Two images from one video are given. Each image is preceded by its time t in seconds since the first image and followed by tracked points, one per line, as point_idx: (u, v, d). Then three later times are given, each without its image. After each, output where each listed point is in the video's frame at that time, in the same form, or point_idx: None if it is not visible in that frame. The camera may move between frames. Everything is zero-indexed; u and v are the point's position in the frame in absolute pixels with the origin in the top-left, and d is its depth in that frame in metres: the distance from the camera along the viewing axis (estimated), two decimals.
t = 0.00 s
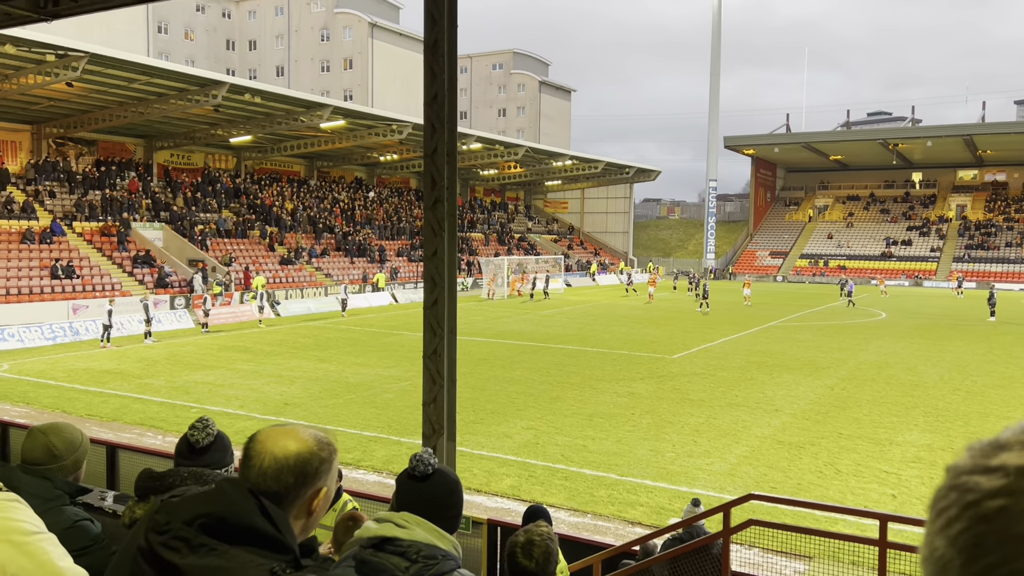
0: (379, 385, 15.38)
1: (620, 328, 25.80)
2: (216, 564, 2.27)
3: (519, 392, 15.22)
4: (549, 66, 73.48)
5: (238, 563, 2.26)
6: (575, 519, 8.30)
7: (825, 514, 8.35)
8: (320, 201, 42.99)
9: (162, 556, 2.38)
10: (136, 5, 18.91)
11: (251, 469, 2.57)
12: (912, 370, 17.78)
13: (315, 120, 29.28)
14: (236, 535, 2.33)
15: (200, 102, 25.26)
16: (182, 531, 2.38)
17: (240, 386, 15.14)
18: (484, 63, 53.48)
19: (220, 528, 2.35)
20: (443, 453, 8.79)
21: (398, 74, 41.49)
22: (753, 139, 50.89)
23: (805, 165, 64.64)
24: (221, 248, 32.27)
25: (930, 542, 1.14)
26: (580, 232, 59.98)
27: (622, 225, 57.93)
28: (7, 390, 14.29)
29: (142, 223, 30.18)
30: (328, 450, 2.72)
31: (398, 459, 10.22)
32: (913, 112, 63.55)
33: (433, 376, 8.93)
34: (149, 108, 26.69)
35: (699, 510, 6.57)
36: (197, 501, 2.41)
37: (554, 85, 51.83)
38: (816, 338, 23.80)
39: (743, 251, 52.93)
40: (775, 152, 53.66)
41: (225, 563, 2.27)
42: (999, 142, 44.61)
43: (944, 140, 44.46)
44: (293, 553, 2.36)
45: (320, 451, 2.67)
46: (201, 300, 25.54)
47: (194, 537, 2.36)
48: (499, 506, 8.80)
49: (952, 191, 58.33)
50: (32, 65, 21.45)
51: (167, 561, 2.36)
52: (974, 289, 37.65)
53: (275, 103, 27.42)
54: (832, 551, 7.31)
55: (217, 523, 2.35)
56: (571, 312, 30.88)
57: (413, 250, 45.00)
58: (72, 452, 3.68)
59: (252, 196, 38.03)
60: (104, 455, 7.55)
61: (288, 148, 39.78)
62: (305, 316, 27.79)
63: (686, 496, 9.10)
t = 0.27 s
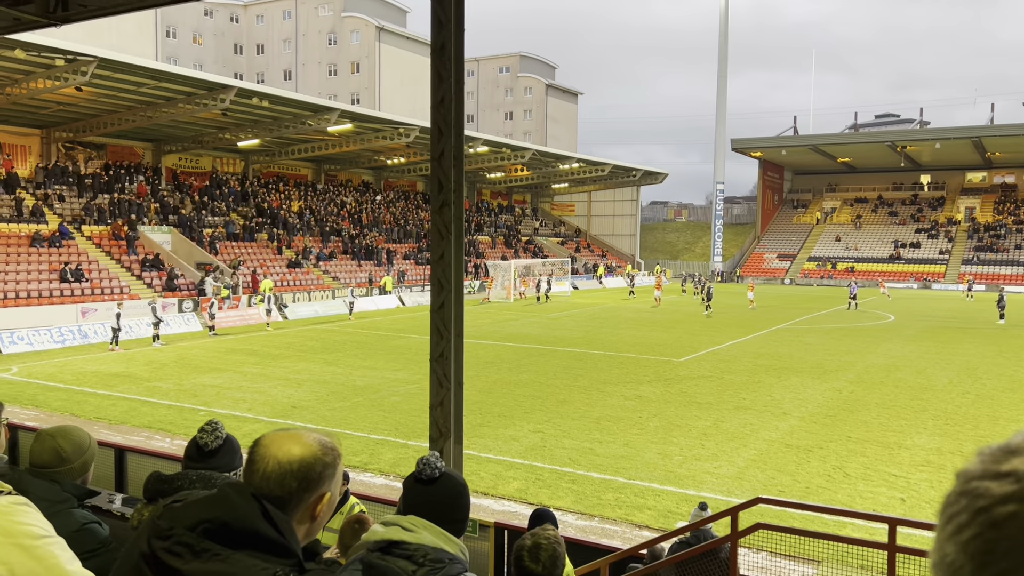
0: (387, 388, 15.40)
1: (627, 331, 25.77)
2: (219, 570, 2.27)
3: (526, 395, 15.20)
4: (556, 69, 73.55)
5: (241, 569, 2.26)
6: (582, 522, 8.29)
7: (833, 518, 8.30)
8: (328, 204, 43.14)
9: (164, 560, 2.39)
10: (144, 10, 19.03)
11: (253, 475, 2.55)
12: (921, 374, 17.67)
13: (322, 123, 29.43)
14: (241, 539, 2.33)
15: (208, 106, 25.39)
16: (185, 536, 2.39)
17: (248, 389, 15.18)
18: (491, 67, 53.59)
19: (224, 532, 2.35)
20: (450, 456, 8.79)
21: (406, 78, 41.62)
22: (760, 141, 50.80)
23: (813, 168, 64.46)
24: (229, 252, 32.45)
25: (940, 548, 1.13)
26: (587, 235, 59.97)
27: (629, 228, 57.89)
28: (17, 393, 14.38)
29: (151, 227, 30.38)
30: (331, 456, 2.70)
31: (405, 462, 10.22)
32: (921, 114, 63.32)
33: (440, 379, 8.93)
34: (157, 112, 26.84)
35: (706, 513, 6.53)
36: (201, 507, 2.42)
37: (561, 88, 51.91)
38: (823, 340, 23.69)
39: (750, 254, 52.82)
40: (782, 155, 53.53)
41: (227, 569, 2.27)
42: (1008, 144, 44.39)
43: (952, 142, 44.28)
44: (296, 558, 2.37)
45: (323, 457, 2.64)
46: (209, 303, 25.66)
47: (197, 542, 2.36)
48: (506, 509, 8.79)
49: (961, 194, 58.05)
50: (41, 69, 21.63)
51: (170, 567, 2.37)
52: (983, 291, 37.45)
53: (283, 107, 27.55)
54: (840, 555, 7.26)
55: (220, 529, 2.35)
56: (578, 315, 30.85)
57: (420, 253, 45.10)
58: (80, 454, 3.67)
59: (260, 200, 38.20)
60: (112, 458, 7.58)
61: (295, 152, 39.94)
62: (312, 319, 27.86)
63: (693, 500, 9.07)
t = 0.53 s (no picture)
0: (393, 393, 15.41)
1: (634, 336, 25.72)
2: None
3: (533, 399, 15.18)
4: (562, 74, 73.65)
5: None
6: (589, 527, 8.26)
7: (842, 523, 8.24)
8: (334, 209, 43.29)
9: (174, 565, 2.39)
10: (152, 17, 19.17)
11: (264, 480, 2.56)
12: (929, 378, 17.55)
13: (329, 129, 29.55)
14: (252, 546, 2.34)
15: (215, 112, 25.53)
16: (195, 542, 2.38)
17: (255, 394, 15.21)
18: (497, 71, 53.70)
19: (233, 538, 2.35)
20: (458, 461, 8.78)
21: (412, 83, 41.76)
22: (767, 145, 50.72)
23: (819, 171, 64.28)
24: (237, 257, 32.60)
25: (954, 554, 1.12)
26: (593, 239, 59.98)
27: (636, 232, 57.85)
28: (26, 398, 14.45)
29: (159, 232, 30.56)
30: (342, 462, 2.71)
31: (412, 466, 10.22)
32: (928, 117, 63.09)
33: (447, 383, 8.92)
34: (165, 118, 27.01)
35: (714, 518, 6.49)
36: (212, 512, 2.42)
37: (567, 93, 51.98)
38: (831, 344, 23.58)
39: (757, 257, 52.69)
40: (789, 159, 53.40)
41: None
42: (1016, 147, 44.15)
43: (960, 145, 44.06)
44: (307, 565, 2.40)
45: (334, 463, 2.65)
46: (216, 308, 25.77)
47: (207, 548, 2.35)
48: (513, 513, 8.78)
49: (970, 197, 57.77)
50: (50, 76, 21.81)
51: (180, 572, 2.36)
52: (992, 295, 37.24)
53: (290, 112, 27.68)
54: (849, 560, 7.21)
55: (230, 535, 2.35)
56: (585, 319, 30.81)
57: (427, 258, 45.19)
58: (88, 459, 3.69)
59: (267, 205, 38.38)
60: (120, 462, 7.61)
61: (303, 157, 40.10)
62: (319, 324, 27.92)
63: (701, 504, 9.02)
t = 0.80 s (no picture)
0: (401, 399, 15.41)
1: (641, 341, 25.65)
2: None
3: (541, 405, 15.16)
4: (568, 79, 73.71)
5: None
6: (598, 533, 8.22)
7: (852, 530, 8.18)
8: (342, 216, 43.43)
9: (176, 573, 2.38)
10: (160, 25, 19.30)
11: (260, 485, 2.55)
12: (939, 383, 17.41)
13: (336, 136, 29.69)
14: (250, 551, 2.32)
15: (224, 119, 25.68)
16: (196, 550, 2.37)
17: (263, 400, 15.24)
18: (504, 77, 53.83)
19: (233, 545, 2.34)
20: (466, 467, 8.76)
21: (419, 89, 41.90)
22: (774, 149, 50.61)
23: (827, 175, 64.16)
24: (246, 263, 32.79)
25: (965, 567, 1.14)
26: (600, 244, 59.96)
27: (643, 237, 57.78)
28: (35, 405, 14.53)
29: (168, 239, 30.71)
30: (338, 463, 2.69)
31: (420, 473, 10.21)
32: (936, 120, 62.79)
33: (455, 390, 8.93)
34: (173, 125, 27.17)
35: (723, 525, 6.45)
36: (211, 520, 2.42)
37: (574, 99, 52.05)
38: (840, 349, 23.45)
39: (765, 262, 52.52)
40: (796, 163, 53.22)
41: None
42: None
43: (969, 149, 43.83)
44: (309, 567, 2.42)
45: (329, 464, 2.64)
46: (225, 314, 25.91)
47: (207, 556, 2.35)
48: (521, 520, 8.75)
49: (979, 200, 57.43)
50: (60, 84, 21.97)
51: None
52: (1002, 299, 36.98)
53: (297, 119, 27.82)
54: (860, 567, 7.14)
55: (230, 541, 2.35)
56: (593, 325, 30.75)
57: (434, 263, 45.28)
58: (99, 467, 3.63)
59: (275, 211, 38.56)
60: (130, 469, 7.64)
61: (310, 164, 40.25)
62: (327, 330, 27.99)
63: (710, 510, 8.98)
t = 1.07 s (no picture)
0: (407, 404, 15.41)
1: (647, 346, 25.60)
2: None
3: (547, 410, 15.13)
4: (573, 85, 73.78)
5: None
6: (605, 539, 8.19)
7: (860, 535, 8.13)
8: (348, 222, 43.56)
9: None
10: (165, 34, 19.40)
11: (233, 485, 2.47)
12: (947, 387, 17.31)
13: (342, 142, 29.79)
14: (227, 556, 2.32)
15: (230, 126, 25.80)
16: (174, 557, 2.38)
17: (269, 406, 15.26)
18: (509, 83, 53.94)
19: (211, 550, 2.35)
20: (472, 473, 8.75)
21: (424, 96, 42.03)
22: (780, 154, 50.55)
23: (833, 179, 64.04)
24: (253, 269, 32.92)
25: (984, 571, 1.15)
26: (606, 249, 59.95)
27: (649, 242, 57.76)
28: (43, 411, 14.58)
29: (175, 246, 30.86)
30: (312, 457, 2.58)
31: (426, 478, 10.19)
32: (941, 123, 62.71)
33: (460, 396, 8.92)
34: (180, 132, 27.32)
35: (731, 531, 6.41)
36: (189, 526, 2.42)
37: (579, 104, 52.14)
38: (847, 354, 23.34)
39: (771, 266, 52.42)
40: (802, 167, 53.15)
41: None
42: None
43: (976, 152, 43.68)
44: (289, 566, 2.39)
45: (301, 459, 2.53)
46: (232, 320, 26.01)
47: (185, 562, 2.35)
48: (528, 525, 8.73)
49: (986, 203, 57.20)
50: (67, 92, 22.10)
51: None
52: (1010, 303, 36.79)
53: (303, 126, 27.93)
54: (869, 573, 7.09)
55: (207, 547, 2.34)
56: (598, 330, 30.71)
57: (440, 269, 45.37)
58: (103, 474, 3.69)
59: (281, 217, 38.71)
60: (137, 475, 7.66)
61: (316, 170, 40.44)
62: (333, 336, 28.05)
63: (717, 516, 8.93)
